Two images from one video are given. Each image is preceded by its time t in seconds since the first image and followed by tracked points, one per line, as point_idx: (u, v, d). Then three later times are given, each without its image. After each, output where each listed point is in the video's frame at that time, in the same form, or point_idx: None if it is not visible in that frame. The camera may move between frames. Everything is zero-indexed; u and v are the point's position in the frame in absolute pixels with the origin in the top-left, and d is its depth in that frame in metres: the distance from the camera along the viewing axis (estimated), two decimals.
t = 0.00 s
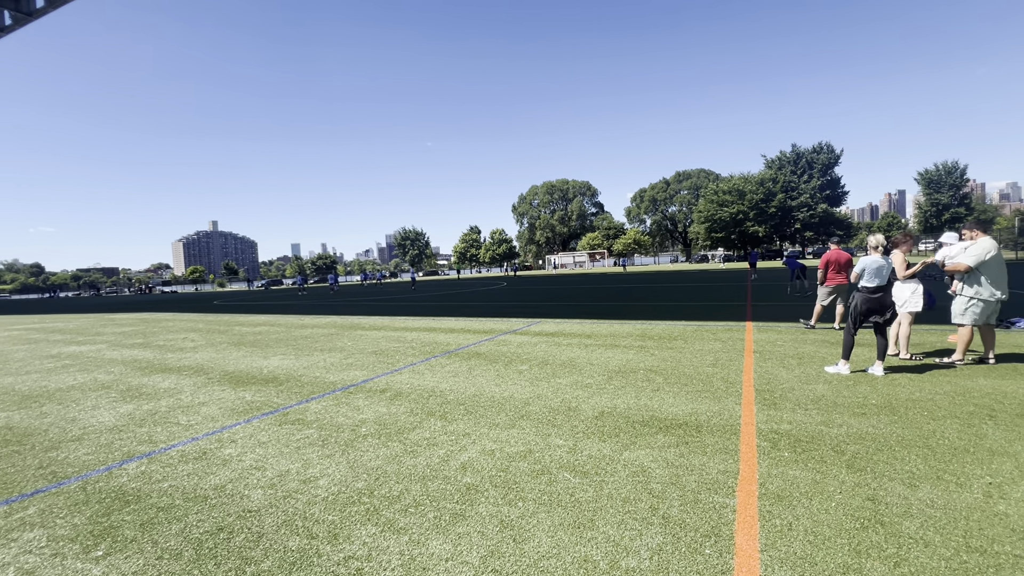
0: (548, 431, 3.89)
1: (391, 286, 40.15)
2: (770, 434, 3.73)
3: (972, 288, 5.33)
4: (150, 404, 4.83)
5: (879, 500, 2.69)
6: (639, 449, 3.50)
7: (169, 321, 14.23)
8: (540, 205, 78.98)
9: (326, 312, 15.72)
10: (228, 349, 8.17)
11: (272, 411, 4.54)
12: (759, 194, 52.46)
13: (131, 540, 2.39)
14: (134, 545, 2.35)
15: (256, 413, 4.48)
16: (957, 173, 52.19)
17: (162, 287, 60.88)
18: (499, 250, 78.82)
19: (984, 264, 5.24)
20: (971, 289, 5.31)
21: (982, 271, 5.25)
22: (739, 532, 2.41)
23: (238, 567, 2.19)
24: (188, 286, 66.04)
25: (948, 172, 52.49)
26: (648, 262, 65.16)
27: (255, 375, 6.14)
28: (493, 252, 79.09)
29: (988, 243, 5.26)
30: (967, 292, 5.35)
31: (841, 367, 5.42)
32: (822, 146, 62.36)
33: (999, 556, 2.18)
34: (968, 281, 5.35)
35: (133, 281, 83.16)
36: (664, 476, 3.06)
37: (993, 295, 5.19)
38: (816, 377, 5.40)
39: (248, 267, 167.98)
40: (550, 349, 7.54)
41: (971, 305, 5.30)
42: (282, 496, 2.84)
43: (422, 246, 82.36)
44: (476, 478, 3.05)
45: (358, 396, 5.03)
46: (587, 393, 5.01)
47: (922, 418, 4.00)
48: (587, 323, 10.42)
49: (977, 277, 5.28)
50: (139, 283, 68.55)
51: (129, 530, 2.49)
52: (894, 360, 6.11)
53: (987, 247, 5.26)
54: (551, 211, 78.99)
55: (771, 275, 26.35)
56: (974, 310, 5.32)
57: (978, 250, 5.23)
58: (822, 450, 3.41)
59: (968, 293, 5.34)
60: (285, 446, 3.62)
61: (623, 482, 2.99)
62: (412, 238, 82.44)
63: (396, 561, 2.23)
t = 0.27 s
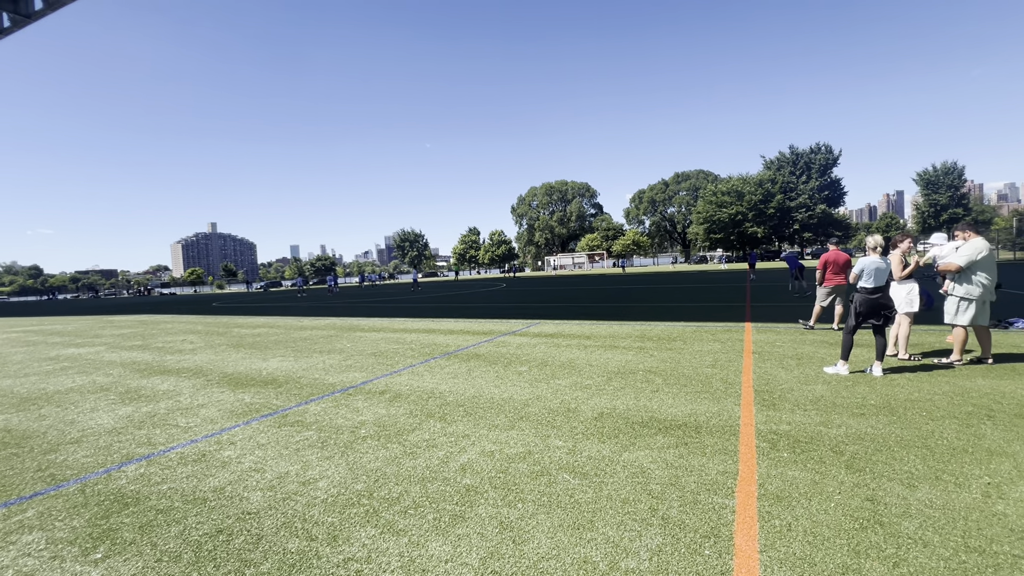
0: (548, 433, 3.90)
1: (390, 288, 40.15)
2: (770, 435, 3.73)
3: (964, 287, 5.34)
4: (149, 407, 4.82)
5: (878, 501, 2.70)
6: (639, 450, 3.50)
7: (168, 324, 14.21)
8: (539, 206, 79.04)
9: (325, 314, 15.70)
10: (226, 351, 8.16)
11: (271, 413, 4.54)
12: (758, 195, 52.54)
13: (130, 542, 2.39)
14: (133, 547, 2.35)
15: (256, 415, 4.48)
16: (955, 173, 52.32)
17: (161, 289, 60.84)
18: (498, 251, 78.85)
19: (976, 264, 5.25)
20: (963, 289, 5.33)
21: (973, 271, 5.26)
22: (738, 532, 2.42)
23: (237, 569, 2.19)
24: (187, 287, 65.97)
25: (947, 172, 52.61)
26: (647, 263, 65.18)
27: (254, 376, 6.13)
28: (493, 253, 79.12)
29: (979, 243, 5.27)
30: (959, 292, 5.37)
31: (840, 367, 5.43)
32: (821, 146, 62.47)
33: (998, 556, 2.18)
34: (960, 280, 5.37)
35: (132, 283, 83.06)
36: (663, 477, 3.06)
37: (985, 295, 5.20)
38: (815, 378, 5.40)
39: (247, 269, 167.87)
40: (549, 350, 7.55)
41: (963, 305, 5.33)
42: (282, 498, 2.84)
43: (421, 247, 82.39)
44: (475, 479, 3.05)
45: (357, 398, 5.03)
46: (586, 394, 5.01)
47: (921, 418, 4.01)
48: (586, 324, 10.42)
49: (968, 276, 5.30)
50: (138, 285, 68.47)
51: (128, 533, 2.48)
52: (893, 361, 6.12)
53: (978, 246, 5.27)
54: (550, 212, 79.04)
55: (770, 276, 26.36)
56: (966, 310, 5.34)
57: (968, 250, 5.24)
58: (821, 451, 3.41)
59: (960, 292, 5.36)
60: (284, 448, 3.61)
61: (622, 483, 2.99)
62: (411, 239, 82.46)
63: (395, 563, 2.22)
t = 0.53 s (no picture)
0: (547, 434, 3.90)
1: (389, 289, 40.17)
2: (768, 436, 3.75)
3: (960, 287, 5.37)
4: (148, 409, 4.82)
5: (877, 501, 2.70)
6: (638, 451, 3.50)
7: (167, 326, 14.19)
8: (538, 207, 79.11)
9: (324, 316, 15.69)
10: (225, 353, 8.15)
11: (270, 415, 4.54)
12: (756, 196, 52.68)
13: (130, 544, 2.39)
14: (133, 549, 2.35)
15: (255, 417, 4.47)
16: (953, 174, 52.51)
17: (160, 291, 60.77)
18: (497, 253, 78.80)
19: (972, 264, 5.28)
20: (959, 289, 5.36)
21: (969, 271, 5.29)
22: (737, 533, 2.42)
23: (237, 571, 2.19)
24: (185, 289, 65.90)
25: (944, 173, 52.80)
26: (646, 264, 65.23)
27: (253, 378, 6.13)
28: (491, 254, 79.15)
29: (975, 244, 5.29)
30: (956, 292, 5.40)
31: (838, 368, 5.44)
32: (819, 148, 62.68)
33: (995, 555, 2.19)
34: (957, 281, 5.40)
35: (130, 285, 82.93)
36: (662, 478, 3.07)
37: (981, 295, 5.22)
38: (814, 379, 5.41)
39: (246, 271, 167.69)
40: (548, 351, 7.55)
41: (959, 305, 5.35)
42: (281, 499, 2.84)
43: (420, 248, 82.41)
44: (475, 481, 3.06)
45: (357, 400, 5.03)
46: (585, 395, 5.02)
47: (918, 418, 4.02)
48: (585, 326, 10.43)
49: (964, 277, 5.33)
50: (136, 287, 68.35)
51: (127, 535, 2.48)
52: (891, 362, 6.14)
53: (975, 247, 5.29)
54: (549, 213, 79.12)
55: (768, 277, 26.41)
56: (962, 310, 5.36)
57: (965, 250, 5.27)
58: (820, 451, 3.42)
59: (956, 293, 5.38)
60: (283, 450, 3.61)
61: (621, 484, 3.00)
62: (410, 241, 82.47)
63: (395, 564, 2.23)
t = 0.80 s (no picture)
0: (546, 435, 3.91)
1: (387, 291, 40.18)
2: (766, 436, 3.76)
3: (957, 288, 5.39)
4: (146, 411, 4.81)
5: (874, 501, 2.72)
6: (636, 452, 3.52)
7: (165, 328, 14.15)
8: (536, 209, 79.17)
9: (322, 318, 15.66)
10: (224, 356, 8.15)
11: (269, 417, 4.54)
12: (754, 197, 52.80)
13: (129, 546, 2.40)
14: (132, 551, 2.35)
15: (254, 419, 4.47)
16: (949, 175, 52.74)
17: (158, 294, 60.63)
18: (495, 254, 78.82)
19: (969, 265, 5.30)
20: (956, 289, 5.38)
21: (967, 271, 5.31)
22: (735, 532, 2.44)
23: (236, 573, 2.19)
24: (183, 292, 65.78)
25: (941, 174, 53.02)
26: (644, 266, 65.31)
27: (252, 381, 6.13)
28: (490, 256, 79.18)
29: (973, 245, 5.32)
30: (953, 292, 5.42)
31: (836, 368, 5.46)
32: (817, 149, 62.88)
33: (991, 553, 2.21)
34: (954, 281, 5.42)
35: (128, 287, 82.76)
36: (660, 478, 3.08)
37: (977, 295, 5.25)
38: (812, 379, 5.43)
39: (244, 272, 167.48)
40: (547, 353, 7.56)
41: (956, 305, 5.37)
42: (281, 501, 2.84)
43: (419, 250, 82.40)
44: (474, 482, 3.06)
45: (356, 401, 5.03)
46: (584, 396, 5.03)
47: (915, 418, 4.04)
48: (584, 327, 10.44)
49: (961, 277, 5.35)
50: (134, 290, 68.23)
51: (127, 537, 2.49)
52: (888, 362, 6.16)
53: (972, 248, 5.32)
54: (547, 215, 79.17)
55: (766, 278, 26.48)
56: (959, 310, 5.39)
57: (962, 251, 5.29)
58: (817, 451, 3.44)
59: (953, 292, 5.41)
60: (282, 452, 3.62)
61: (620, 484, 3.01)
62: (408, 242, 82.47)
63: (395, 565, 2.24)
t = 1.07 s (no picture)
0: (545, 436, 3.92)
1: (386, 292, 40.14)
2: (764, 437, 3.77)
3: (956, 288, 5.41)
4: (144, 414, 4.80)
5: (871, 500, 2.73)
6: (635, 453, 3.52)
7: (163, 330, 14.12)
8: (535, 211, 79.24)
9: (320, 319, 15.64)
10: (222, 357, 8.13)
11: (268, 419, 4.53)
12: (752, 199, 52.95)
13: (128, 548, 2.40)
14: (131, 554, 2.35)
15: (252, 421, 4.47)
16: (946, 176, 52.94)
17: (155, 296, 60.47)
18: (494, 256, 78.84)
19: (968, 265, 5.32)
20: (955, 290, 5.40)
21: (965, 272, 5.33)
22: (733, 533, 2.44)
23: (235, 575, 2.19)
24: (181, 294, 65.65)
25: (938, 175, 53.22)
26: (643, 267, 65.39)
27: (250, 382, 6.12)
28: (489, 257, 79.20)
29: (971, 246, 5.34)
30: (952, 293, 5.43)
31: (833, 369, 5.48)
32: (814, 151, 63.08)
33: (988, 553, 2.22)
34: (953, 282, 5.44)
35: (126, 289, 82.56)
36: (659, 479, 3.09)
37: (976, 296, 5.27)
38: (810, 380, 5.45)
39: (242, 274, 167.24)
40: (546, 354, 7.56)
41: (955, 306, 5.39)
42: (279, 503, 2.84)
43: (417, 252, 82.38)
44: (473, 483, 3.07)
45: (354, 403, 5.03)
46: (583, 398, 5.03)
47: (912, 419, 4.06)
48: (583, 328, 10.44)
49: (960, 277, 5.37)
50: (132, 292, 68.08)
51: (126, 539, 2.48)
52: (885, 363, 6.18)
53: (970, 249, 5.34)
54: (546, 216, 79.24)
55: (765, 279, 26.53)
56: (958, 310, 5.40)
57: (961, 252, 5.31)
58: (815, 451, 3.45)
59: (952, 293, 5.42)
60: (281, 454, 3.62)
61: (618, 485, 3.02)
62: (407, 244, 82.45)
63: (394, 566, 2.24)
